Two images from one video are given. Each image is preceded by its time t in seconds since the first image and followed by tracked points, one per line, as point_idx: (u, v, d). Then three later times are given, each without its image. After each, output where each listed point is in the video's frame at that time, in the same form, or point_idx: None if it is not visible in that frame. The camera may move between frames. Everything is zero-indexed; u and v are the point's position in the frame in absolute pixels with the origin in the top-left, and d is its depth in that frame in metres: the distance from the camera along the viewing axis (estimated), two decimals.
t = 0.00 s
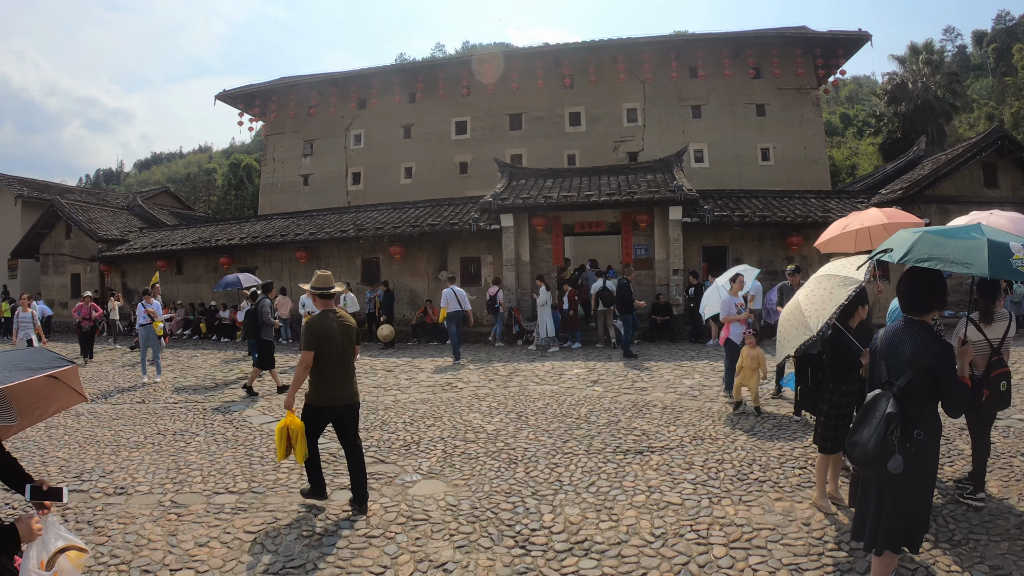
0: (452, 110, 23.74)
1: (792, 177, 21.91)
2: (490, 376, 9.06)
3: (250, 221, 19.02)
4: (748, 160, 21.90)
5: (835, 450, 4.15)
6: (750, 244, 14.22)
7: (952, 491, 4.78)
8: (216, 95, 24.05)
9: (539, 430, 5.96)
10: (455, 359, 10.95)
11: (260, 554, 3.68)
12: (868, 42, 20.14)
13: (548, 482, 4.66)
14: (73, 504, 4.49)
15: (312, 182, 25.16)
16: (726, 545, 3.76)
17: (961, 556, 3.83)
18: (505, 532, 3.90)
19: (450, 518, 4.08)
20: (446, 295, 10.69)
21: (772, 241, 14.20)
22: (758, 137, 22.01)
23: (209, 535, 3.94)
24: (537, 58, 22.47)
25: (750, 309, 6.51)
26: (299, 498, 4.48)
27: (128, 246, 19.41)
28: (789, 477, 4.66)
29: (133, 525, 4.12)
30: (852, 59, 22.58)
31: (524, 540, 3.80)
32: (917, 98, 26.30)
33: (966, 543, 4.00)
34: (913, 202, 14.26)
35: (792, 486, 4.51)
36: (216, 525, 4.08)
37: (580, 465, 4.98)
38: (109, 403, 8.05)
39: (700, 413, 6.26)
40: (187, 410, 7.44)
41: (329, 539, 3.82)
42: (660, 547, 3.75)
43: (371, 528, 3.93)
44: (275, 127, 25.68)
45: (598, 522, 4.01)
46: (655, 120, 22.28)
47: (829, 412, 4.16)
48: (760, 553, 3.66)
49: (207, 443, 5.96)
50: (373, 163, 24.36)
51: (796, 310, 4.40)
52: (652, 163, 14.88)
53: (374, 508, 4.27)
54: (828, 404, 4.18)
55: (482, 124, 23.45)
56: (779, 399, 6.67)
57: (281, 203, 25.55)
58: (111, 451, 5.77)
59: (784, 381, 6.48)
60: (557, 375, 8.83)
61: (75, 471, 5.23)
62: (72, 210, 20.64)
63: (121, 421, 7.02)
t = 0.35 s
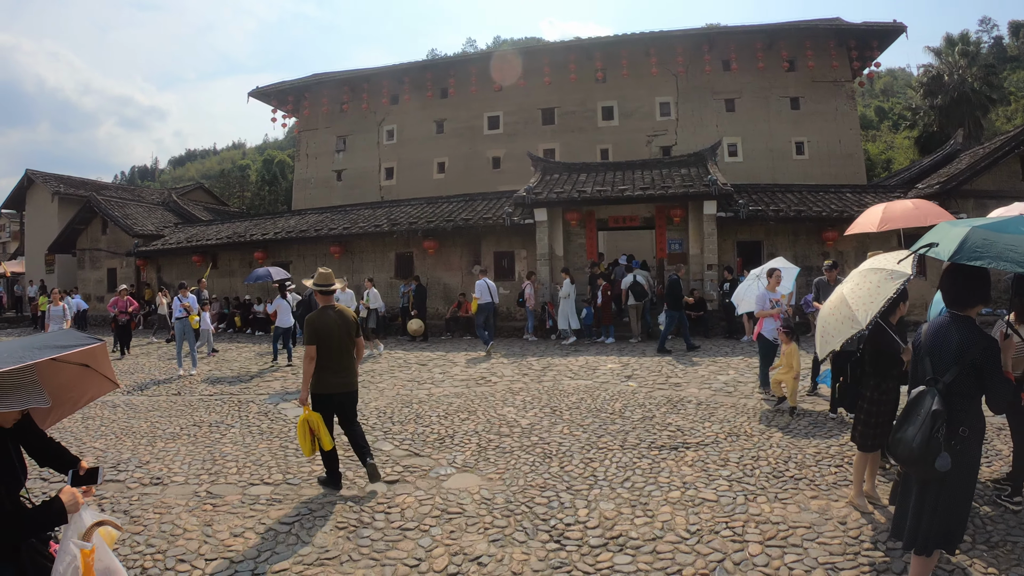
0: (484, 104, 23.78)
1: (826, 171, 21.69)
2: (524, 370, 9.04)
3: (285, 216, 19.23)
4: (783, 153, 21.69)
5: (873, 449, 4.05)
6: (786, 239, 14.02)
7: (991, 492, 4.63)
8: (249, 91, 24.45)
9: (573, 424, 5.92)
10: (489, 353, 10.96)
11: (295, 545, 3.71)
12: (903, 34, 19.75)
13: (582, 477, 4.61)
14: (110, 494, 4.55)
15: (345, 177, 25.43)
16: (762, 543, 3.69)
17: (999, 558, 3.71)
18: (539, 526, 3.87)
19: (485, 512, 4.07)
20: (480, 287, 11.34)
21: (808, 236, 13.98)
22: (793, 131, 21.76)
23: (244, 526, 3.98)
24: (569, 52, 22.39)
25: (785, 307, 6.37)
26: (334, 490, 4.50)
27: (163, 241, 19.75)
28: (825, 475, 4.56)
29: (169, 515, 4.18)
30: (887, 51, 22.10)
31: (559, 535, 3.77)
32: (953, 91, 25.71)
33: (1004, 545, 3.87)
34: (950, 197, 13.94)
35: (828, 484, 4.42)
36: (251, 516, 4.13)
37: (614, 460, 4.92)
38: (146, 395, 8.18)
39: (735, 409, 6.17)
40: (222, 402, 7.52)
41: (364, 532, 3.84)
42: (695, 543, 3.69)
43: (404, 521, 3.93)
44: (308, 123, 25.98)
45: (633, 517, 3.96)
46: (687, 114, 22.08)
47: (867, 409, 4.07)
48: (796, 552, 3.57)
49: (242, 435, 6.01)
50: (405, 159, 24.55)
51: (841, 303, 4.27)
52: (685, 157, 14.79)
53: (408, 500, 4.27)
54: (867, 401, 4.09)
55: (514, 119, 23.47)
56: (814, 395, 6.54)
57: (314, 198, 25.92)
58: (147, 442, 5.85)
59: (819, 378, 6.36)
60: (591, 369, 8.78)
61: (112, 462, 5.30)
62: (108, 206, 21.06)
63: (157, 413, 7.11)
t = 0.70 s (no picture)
0: (522, 100, 23.79)
1: (868, 166, 21.31)
2: (563, 365, 8.99)
3: (325, 211, 19.43)
4: (824, 148, 21.35)
5: (919, 451, 3.93)
6: (827, 235, 13.80)
7: None
8: (289, 88, 24.79)
9: (612, 420, 5.86)
10: (528, 350, 10.93)
11: (332, 538, 3.73)
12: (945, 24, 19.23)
13: (621, 474, 4.56)
14: (150, 484, 4.62)
15: (383, 173, 25.70)
16: (801, 544, 3.59)
17: None
18: (577, 523, 3.82)
19: (522, 508, 4.03)
20: (512, 284, 11.44)
21: (849, 232, 13.73)
22: (833, 125, 21.43)
23: (281, 518, 4.00)
24: (606, 46, 22.25)
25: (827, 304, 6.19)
26: (372, 484, 4.50)
27: (203, 236, 20.12)
28: (867, 476, 4.44)
29: (207, 506, 4.23)
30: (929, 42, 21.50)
31: (597, 532, 3.72)
32: (996, 83, 24.81)
33: None
34: (995, 192, 13.49)
35: (869, 485, 4.30)
36: (288, 508, 4.15)
37: (653, 457, 4.85)
38: (187, 387, 8.31)
39: (775, 407, 6.06)
40: (261, 395, 7.60)
41: (401, 526, 3.84)
42: (734, 543, 3.61)
43: (441, 516, 3.92)
44: (346, 120, 26.32)
45: (671, 516, 3.90)
46: (726, 108, 21.83)
47: (913, 410, 3.98)
48: (836, 554, 3.48)
49: (280, 427, 6.06)
50: (443, 154, 24.66)
51: (892, 305, 4.15)
52: (724, 151, 14.65)
53: (445, 495, 4.26)
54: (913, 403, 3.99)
55: (553, 113, 23.43)
56: (856, 395, 6.41)
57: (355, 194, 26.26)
58: (187, 433, 5.94)
59: (860, 377, 6.23)
60: (630, 365, 8.71)
61: (151, 452, 5.38)
62: (149, 202, 21.49)
63: (197, 404, 7.23)
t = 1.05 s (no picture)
0: (557, 99, 23.80)
1: (907, 165, 20.91)
2: (598, 365, 8.95)
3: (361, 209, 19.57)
4: (862, 147, 21.02)
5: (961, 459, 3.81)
6: (866, 235, 13.62)
7: None
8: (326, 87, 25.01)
9: (647, 421, 5.81)
10: (564, 349, 10.91)
11: (365, 535, 3.74)
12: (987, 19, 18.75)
13: (655, 476, 4.51)
14: (185, 478, 4.69)
15: (419, 172, 25.96)
16: (837, 552, 3.52)
17: None
18: (611, 525, 3.79)
19: (556, 509, 4.00)
20: (536, 284, 11.61)
21: (888, 232, 13.51)
22: (872, 123, 21.06)
23: (315, 514, 4.02)
24: (641, 43, 22.12)
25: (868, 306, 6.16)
26: (405, 481, 4.50)
27: (240, 235, 20.39)
28: (904, 483, 4.34)
29: (241, 500, 4.27)
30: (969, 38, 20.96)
31: (630, 535, 3.68)
32: None
33: None
34: None
35: (907, 493, 4.20)
36: (321, 504, 4.17)
37: (688, 459, 4.80)
38: (224, 382, 8.44)
39: (812, 411, 5.97)
40: (296, 391, 7.68)
41: (434, 524, 3.83)
42: (768, 549, 3.54)
43: (473, 515, 3.91)
44: (383, 118, 26.65)
45: (705, 520, 3.84)
46: (764, 106, 21.56)
47: (957, 415, 3.87)
48: (872, 563, 3.39)
49: (315, 423, 6.11)
50: (480, 152, 24.80)
51: (937, 306, 4.08)
52: (762, 150, 14.60)
53: (478, 494, 4.25)
54: (956, 406, 3.90)
55: (589, 112, 23.39)
56: (894, 399, 6.31)
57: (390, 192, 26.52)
58: (223, 428, 6.02)
59: (897, 379, 6.14)
60: (666, 366, 8.65)
61: (187, 446, 5.46)
62: (188, 200, 21.88)
63: (233, 399, 7.33)
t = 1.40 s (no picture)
0: (590, 99, 23.79)
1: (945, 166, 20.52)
2: (632, 367, 8.93)
3: (395, 210, 19.75)
4: (898, 147, 20.69)
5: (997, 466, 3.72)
6: (903, 237, 13.43)
7: None
8: (360, 89, 25.24)
9: (682, 424, 5.78)
10: (597, 350, 10.91)
11: (398, 534, 3.76)
12: None
13: (689, 480, 4.48)
14: (219, 473, 4.77)
15: (453, 172, 26.19)
16: (872, 560, 3.45)
17: None
18: (644, 529, 3.77)
19: (589, 511, 3.99)
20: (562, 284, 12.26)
21: (926, 233, 13.31)
22: (909, 122, 20.71)
23: (348, 512, 4.06)
24: (676, 43, 22.00)
25: (905, 310, 6.11)
26: (438, 481, 4.52)
27: (275, 235, 20.64)
28: (941, 491, 4.25)
29: (275, 497, 4.32)
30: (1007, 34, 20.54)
31: (663, 539, 3.66)
32: None
33: None
34: None
35: (943, 501, 4.11)
36: (355, 503, 4.20)
37: (722, 464, 4.76)
38: (259, 380, 8.57)
39: (847, 416, 5.90)
40: (329, 390, 7.75)
41: (466, 525, 3.85)
42: (803, 556, 3.48)
43: (506, 516, 3.91)
44: (417, 119, 26.90)
45: (739, 525, 3.80)
46: (799, 106, 21.34)
47: (994, 421, 3.76)
48: (908, 572, 3.31)
49: (349, 422, 6.17)
50: (514, 153, 24.94)
51: (968, 309, 3.98)
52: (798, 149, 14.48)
53: (511, 495, 4.25)
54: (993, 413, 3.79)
55: (623, 112, 23.30)
56: (931, 405, 6.22)
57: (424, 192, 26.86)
58: (258, 426, 6.10)
59: (933, 385, 6.07)
60: (700, 369, 8.60)
61: (222, 443, 5.55)
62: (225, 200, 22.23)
63: (267, 397, 7.44)
